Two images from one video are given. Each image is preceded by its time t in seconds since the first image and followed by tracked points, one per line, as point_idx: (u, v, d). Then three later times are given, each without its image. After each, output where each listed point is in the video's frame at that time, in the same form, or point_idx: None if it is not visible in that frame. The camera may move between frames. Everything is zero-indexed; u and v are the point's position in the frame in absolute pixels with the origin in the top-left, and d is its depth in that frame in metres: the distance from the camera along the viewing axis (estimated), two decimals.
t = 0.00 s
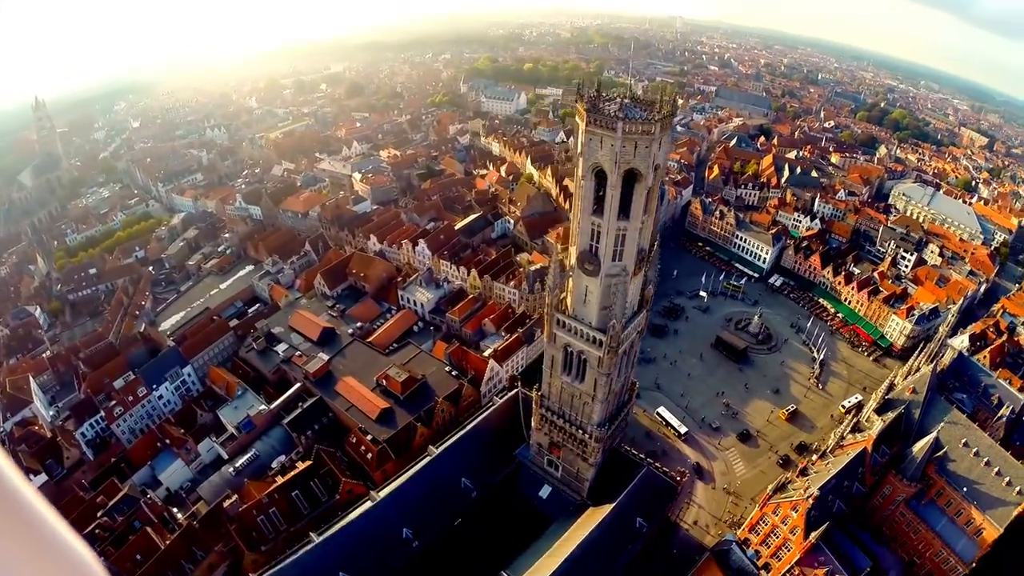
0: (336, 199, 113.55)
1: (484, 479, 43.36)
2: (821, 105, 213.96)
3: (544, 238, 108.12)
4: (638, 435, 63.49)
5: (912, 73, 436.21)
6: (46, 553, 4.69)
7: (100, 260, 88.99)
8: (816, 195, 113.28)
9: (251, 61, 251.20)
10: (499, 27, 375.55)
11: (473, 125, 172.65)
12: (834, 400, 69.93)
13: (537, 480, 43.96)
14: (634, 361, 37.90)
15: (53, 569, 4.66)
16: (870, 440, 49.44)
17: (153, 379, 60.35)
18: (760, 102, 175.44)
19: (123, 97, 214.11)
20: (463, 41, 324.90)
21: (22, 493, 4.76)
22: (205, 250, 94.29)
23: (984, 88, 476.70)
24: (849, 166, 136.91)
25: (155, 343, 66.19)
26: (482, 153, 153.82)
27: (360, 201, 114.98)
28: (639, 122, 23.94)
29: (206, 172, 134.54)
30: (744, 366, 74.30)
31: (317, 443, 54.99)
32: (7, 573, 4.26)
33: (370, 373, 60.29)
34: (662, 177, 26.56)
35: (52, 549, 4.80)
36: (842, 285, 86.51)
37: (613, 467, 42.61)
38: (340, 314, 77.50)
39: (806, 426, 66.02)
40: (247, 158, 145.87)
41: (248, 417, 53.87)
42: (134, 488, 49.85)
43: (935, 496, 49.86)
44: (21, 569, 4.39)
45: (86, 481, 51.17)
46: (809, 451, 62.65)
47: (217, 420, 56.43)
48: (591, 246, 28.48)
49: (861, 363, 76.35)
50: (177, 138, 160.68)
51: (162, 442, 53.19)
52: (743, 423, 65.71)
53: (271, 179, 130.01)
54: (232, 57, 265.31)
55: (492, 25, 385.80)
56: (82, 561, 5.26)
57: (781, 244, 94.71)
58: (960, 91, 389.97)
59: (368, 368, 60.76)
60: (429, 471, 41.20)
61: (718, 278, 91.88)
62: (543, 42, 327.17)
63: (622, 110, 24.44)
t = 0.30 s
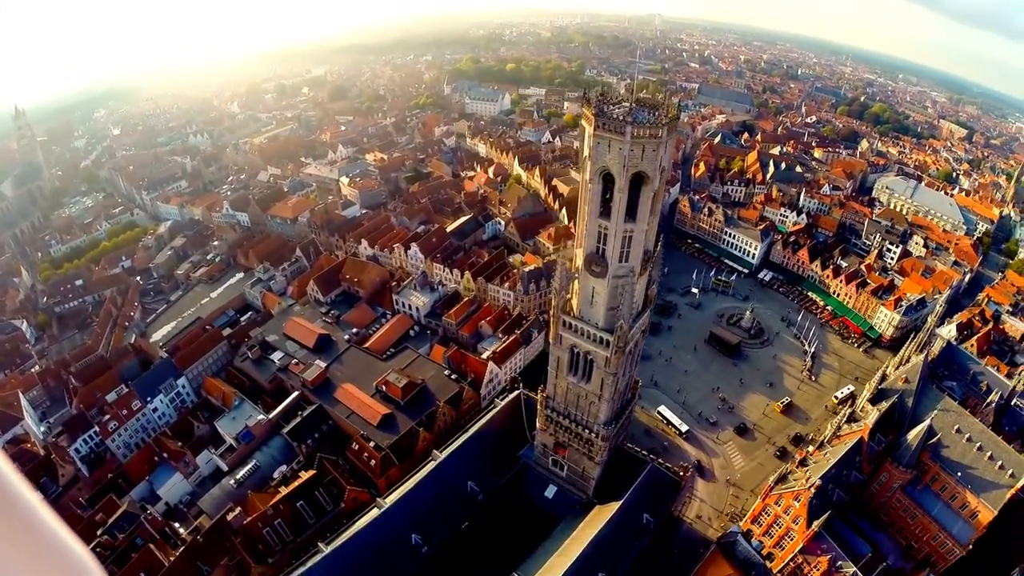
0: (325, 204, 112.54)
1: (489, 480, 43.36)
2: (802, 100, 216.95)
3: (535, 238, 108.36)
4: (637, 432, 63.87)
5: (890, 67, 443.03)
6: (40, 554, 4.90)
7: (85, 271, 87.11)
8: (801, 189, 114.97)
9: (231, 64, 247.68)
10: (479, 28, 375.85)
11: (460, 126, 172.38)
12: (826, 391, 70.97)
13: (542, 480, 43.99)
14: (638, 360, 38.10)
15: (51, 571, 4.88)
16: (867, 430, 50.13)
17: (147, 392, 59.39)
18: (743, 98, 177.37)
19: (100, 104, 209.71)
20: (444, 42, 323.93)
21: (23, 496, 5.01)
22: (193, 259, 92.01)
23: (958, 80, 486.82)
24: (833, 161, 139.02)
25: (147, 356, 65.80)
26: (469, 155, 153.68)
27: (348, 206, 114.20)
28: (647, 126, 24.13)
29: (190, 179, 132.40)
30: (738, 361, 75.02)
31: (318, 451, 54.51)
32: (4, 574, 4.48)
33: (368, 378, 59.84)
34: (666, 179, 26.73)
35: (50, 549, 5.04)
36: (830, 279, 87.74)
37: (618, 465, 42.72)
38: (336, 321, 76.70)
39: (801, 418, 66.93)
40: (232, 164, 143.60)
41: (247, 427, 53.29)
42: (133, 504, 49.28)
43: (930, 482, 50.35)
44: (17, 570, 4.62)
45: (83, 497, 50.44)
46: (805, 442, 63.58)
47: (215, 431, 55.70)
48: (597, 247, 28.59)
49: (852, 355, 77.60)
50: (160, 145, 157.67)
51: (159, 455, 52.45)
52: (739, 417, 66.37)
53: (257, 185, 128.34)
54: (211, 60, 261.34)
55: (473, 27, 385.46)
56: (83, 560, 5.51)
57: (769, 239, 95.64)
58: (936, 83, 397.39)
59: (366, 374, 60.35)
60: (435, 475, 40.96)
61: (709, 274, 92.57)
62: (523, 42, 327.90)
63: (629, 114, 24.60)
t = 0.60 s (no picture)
0: (314, 209, 111.53)
1: (494, 483, 43.44)
2: (783, 96, 219.81)
3: (526, 239, 108.51)
4: (637, 429, 64.23)
5: (866, 61, 450.10)
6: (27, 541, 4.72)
7: (71, 283, 85.37)
8: (786, 185, 116.50)
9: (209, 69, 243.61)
10: (460, 30, 375.55)
11: (445, 128, 172.10)
12: (819, 383, 72.05)
13: (546, 480, 44.10)
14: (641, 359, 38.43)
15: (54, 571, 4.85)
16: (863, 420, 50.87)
17: (142, 405, 58.40)
18: (725, 95, 179.24)
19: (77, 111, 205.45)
20: (425, 44, 322.88)
21: (24, 493, 4.96)
22: (182, 269, 89.44)
23: (932, 72, 495.46)
24: (815, 156, 141.13)
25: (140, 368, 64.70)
26: (455, 156, 153.44)
27: (337, 210, 113.40)
28: (655, 129, 24.40)
29: (174, 186, 130.36)
30: (732, 356, 75.80)
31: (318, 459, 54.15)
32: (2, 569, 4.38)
33: (366, 384, 59.47)
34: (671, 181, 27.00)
35: (60, 549, 5.04)
36: (818, 272, 88.96)
37: (622, 462, 42.97)
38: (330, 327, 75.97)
39: (796, 410, 67.83)
40: (216, 169, 141.02)
41: (247, 438, 52.72)
42: (132, 521, 48.37)
43: (925, 468, 51.02)
44: (26, 568, 4.61)
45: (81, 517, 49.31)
46: (801, 434, 64.42)
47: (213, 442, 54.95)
48: (604, 250, 28.76)
49: (842, 346, 78.87)
50: (141, 152, 154.54)
51: (157, 470, 51.66)
52: (736, 411, 67.08)
53: (243, 191, 126.79)
54: (189, 65, 256.79)
55: (454, 28, 384.49)
56: (82, 557, 5.40)
57: (757, 235, 96.77)
58: (912, 76, 404.62)
59: (364, 380, 59.98)
60: (441, 480, 40.88)
61: (700, 271, 93.37)
62: (503, 42, 328.21)
63: (635, 118, 24.86)
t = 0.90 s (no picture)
0: (300, 215, 110.39)
1: (498, 485, 43.53)
2: (761, 91, 222.87)
3: (515, 240, 108.68)
4: (634, 425, 64.65)
5: (841, 55, 457.70)
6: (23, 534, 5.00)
7: (54, 297, 83.24)
8: (768, 179, 118.09)
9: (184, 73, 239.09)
10: (438, 31, 374.59)
11: (429, 131, 171.53)
12: (809, 373, 73.29)
13: (549, 480, 44.24)
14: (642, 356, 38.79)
15: (58, 568, 5.16)
16: (857, 408, 51.82)
17: (134, 420, 57.42)
18: (705, 92, 181.10)
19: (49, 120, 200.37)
20: (404, 46, 321.49)
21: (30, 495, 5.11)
22: (168, 278, 88.25)
23: (905, 64, 505.19)
24: (796, 150, 143.30)
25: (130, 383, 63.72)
26: (440, 158, 153.03)
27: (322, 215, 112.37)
28: (659, 131, 24.77)
29: (156, 195, 127.97)
30: (722, 350, 76.75)
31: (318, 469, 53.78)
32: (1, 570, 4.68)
33: (362, 391, 59.06)
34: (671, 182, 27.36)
35: (59, 542, 5.30)
36: (804, 265, 90.38)
37: (625, 459, 43.16)
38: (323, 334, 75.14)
39: (788, 400, 68.87)
40: (198, 177, 138.82)
41: (244, 450, 52.08)
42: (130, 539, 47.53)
43: (917, 453, 51.99)
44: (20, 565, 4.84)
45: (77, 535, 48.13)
46: (794, 424, 65.43)
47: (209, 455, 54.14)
48: (607, 251, 29.02)
49: (830, 337, 80.29)
50: (119, 161, 151.33)
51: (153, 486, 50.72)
52: (730, 404, 67.85)
53: (227, 198, 125.03)
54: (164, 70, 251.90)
55: (431, 30, 383.63)
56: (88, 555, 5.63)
57: (742, 231, 98.03)
58: (885, 68, 412.64)
59: (360, 386, 59.63)
60: (447, 485, 40.79)
61: (687, 267, 94.33)
62: (481, 43, 327.73)
63: (637, 121, 25.22)
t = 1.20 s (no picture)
0: (283, 222, 109.20)
1: (500, 486, 43.67)
2: (735, 87, 226.24)
3: (501, 241, 108.89)
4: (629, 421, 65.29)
5: (810, 48, 466.19)
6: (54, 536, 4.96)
7: (32, 314, 81.04)
8: (747, 174, 120.02)
9: (155, 81, 234.29)
10: (412, 33, 373.07)
11: (408, 133, 170.79)
12: (796, 363, 74.77)
13: (551, 479, 44.53)
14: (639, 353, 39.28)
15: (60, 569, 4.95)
16: (846, 395, 53.15)
17: (124, 438, 56.37)
18: (681, 89, 183.33)
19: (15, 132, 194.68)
20: (378, 49, 319.45)
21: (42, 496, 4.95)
22: (150, 291, 86.64)
23: (872, 57, 516.58)
24: (772, 144, 145.80)
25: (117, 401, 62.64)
26: (420, 161, 152.54)
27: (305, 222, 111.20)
28: (658, 133, 25.27)
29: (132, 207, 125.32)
30: (711, 343, 77.85)
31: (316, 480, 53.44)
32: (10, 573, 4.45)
33: (357, 399, 58.74)
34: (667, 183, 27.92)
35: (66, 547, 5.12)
36: (786, 257, 92.07)
37: (625, 455, 43.59)
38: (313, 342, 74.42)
39: (777, 390, 70.15)
40: (175, 186, 136.26)
41: (240, 464, 51.45)
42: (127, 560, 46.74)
43: (905, 436, 53.48)
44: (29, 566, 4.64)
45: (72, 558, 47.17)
46: (784, 413, 66.73)
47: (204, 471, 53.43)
48: (607, 251, 29.42)
49: (815, 326, 82.01)
50: (93, 173, 147.69)
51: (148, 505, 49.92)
52: (721, 396, 68.87)
53: (206, 207, 123.04)
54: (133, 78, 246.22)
55: (405, 32, 382.09)
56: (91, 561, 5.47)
57: (724, 225, 99.50)
58: (855, 61, 421.65)
59: (354, 394, 59.31)
60: (451, 489, 40.76)
61: (672, 263, 95.49)
62: (455, 45, 327.27)
63: (636, 123, 25.68)
